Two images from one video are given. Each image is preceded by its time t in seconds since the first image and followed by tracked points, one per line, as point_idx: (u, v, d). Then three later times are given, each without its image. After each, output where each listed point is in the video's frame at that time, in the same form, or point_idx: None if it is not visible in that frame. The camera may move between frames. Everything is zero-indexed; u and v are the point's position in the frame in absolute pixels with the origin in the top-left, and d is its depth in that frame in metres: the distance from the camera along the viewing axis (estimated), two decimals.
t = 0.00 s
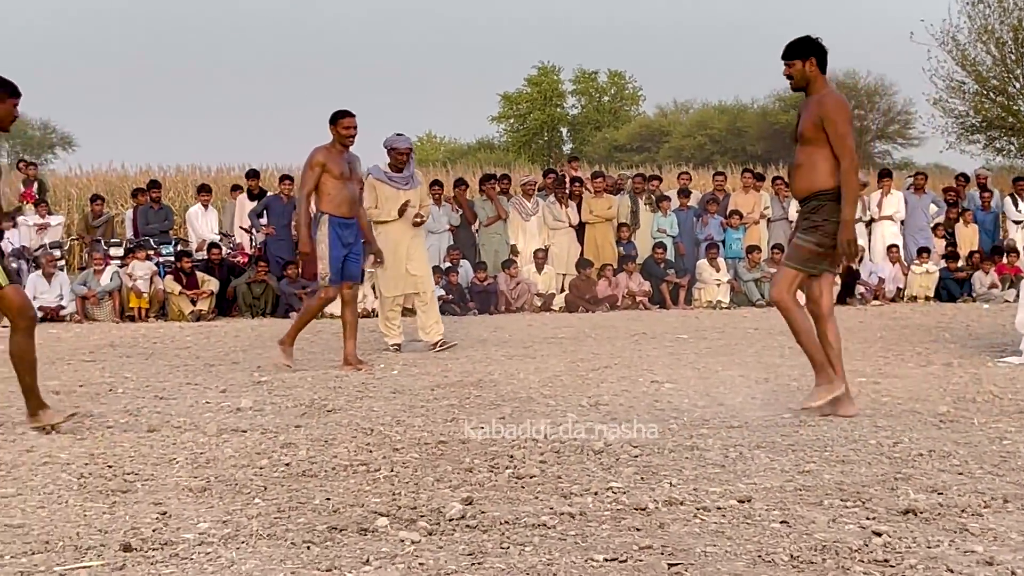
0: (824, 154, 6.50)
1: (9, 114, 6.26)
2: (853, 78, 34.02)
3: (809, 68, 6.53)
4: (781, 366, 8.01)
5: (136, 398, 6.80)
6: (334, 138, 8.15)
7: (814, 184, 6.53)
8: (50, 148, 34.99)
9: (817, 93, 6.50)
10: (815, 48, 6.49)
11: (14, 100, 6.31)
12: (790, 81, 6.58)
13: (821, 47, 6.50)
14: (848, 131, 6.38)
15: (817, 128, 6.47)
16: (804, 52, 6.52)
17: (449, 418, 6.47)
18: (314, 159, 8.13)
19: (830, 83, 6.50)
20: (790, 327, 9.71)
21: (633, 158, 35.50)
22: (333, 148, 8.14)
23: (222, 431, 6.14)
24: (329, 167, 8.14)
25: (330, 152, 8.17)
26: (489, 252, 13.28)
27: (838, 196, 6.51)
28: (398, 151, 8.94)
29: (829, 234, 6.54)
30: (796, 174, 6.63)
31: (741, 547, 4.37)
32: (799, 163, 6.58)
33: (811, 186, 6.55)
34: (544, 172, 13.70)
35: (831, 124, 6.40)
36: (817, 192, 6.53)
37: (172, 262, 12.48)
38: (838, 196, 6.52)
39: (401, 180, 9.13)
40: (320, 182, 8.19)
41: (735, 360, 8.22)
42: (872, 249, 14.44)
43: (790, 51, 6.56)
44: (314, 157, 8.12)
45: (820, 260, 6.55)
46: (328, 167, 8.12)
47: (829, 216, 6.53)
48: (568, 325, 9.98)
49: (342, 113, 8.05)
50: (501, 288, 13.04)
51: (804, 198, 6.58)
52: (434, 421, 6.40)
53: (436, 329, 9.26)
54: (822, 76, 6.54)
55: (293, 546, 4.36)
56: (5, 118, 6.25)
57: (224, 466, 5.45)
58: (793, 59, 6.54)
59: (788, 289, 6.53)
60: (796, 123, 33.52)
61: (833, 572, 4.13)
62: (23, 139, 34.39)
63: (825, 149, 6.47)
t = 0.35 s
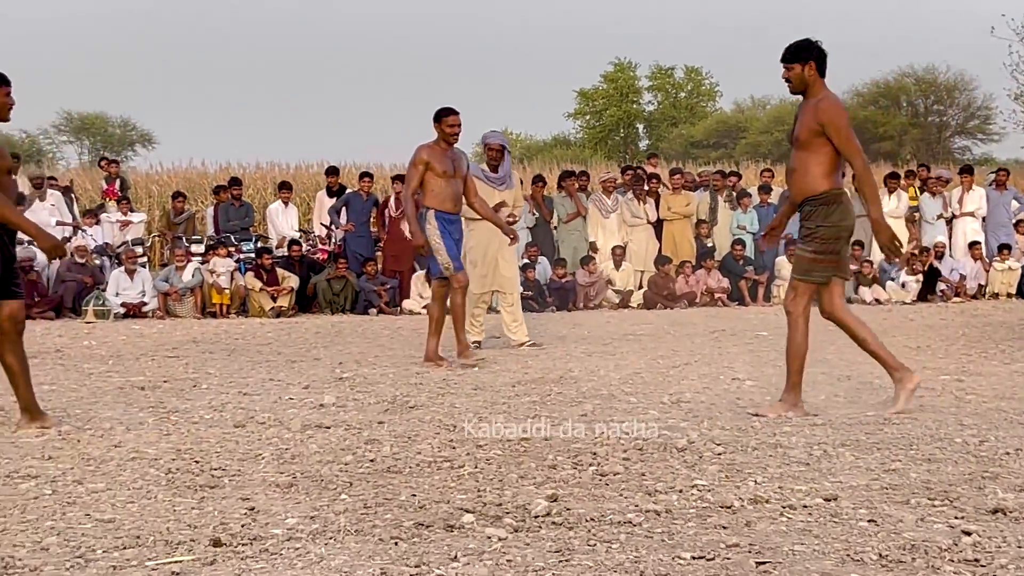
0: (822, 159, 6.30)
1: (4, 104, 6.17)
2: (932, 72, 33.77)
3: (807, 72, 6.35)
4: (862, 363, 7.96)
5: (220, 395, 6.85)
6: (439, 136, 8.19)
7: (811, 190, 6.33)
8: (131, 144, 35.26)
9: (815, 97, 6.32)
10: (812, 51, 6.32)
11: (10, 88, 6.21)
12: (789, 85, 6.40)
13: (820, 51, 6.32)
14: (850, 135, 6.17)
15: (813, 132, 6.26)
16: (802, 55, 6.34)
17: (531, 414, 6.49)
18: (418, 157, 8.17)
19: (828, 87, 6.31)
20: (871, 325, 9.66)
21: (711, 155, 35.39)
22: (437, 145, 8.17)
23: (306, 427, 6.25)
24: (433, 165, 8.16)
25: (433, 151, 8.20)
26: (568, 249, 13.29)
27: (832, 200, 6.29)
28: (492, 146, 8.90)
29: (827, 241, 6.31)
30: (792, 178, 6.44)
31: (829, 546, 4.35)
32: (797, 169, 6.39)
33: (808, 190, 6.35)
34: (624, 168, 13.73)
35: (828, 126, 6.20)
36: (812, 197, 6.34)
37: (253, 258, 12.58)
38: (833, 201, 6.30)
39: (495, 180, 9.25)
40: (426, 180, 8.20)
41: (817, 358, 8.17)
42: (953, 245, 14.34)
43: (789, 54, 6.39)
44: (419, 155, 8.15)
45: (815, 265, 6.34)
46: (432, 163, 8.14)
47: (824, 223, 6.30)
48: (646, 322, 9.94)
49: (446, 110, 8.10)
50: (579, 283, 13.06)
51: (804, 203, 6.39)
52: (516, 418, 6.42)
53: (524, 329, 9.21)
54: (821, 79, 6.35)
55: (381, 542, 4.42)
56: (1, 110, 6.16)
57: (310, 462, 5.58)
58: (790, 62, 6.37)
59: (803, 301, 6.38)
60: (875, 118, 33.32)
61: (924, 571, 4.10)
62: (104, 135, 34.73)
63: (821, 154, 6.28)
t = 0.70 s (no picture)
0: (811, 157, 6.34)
1: (8, 103, 6.40)
2: (1005, 68, 33.57)
3: (806, 68, 6.36)
4: (938, 363, 7.90)
5: (295, 393, 6.89)
6: (540, 138, 8.08)
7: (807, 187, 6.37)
8: (202, 144, 35.50)
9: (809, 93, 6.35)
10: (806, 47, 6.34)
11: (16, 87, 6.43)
12: (789, 82, 6.42)
13: (818, 45, 6.35)
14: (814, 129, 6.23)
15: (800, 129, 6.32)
16: (798, 52, 6.36)
17: (604, 415, 6.49)
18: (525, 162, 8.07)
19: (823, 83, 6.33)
20: (946, 325, 9.59)
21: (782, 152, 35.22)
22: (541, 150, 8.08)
23: (380, 427, 6.34)
24: (540, 168, 8.07)
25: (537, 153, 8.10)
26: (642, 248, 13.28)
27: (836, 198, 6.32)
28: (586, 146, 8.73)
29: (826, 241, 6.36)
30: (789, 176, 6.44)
31: (907, 548, 4.33)
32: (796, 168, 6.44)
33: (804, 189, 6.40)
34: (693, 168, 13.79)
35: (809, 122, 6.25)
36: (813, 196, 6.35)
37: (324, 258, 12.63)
38: (831, 200, 6.33)
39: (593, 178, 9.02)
40: (533, 184, 8.13)
41: (892, 358, 8.12)
42: None
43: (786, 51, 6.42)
44: (526, 161, 8.05)
45: (836, 266, 6.36)
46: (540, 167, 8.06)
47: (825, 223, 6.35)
48: (719, 321, 9.92)
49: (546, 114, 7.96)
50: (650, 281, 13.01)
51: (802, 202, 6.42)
52: (589, 418, 6.43)
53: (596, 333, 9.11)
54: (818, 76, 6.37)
55: (459, 542, 4.67)
56: (4, 108, 6.40)
57: (384, 462, 5.83)
58: (788, 59, 6.39)
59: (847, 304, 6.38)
60: (948, 115, 33.13)
61: (1003, 574, 4.08)
62: (176, 135, 34.98)
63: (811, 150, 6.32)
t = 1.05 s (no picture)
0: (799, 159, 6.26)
1: (9, 109, 6.35)
2: None
3: (783, 71, 6.33)
4: (1008, 363, 7.82)
5: (362, 391, 6.92)
6: (633, 133, 8.13)
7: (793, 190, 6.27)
8: (269, 142, 35.71)
9: (787, 96, 6.31)
10: (783, 50, 6.31)
11: (16, 93, 6.39)
12: (766, 86, 6.38)
13: (793, 48, 6.31)
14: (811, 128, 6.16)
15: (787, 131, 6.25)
16: (775, 55, 6.33)
17: (670, 414, 6.47)
18: (623, 158, 8.08)
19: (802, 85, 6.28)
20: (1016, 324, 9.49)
21: (849, 150, 35.04)
22: (637, 144, 8.10)
23: (448, 425, 6.36)
24: (640, 163, 8.09)
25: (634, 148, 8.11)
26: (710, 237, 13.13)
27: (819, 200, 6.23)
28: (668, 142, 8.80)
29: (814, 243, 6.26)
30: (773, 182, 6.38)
31: (978, 549, 4.30)
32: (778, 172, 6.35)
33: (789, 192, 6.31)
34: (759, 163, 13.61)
35: (799, 123, 6.19)
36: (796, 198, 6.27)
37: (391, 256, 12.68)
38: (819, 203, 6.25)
39: (676, 177, 8.99)
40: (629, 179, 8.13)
41: (960, 358, 8.04)
42: None
43: (762, 55, 6.38)
44: (627, 155, 8.04)
45: (799, 265, 6.26)
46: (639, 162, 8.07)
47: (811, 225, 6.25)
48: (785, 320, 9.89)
49: (643, 105, 8.07)
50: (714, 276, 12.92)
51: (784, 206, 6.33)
52: (656, 416, 6.42)
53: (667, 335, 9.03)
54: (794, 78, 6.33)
55: (526, 541, 4.67)
56: (4, 114, 6.35)
57: (452, 459, 5.84)
58: (766, 62, 6.35)
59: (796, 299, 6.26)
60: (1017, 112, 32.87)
61: None
62: (243, 133, 35.16)
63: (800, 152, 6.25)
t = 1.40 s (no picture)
0: (787, 155, 6.23)
1: (8, 109, 6.50)
2: None
3: (762, 71, 6.27)
4: None
5: (421, 388, 6.93)
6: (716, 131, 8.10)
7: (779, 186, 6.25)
8: (330, 140, 35.85)
9: (774, 94, 6.27)
10: (766, 48, 6.24)
11: (16, 94, 6.55)
12: (745, 85, 6.33)
13: (774, 49, 6.24)
14: (821, 117, 6.08)
15: (779, 126, 6.20)
16: (756, 55, 6.25)
17: (729, 411, 6.45)
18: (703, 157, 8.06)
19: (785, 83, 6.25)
20: None
21: (913, 147, 34.83)
22: (719, 141, 8.10)
23: (507, 421, 6.38)
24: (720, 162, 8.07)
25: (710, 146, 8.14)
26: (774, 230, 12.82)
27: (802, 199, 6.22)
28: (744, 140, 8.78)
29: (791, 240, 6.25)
30: (756, 178, 6.37)
31: None
32: (763, 168, 6.32)
33: (773, 189, 6.28)
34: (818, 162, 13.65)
35: (795, 118, 6.14)
36: (779, 195, 6.26)
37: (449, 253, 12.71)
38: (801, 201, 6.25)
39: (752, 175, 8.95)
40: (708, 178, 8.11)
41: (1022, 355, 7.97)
42: None
43: (742, 53, 6.30)
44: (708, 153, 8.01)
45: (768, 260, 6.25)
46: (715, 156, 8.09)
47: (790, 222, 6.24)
48: (845, 317, 9.85)
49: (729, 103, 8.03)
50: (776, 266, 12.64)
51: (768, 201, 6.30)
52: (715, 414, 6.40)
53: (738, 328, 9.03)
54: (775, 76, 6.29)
55: (583, 538, 4.66)
56: (3, 114, 6.49)
57: (509, 457, 5.85)
58: (745, 62, 6.28)
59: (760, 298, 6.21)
60: None
61: None
62: (303, 131, 35.25)
63: (789, 149, 6.22)
